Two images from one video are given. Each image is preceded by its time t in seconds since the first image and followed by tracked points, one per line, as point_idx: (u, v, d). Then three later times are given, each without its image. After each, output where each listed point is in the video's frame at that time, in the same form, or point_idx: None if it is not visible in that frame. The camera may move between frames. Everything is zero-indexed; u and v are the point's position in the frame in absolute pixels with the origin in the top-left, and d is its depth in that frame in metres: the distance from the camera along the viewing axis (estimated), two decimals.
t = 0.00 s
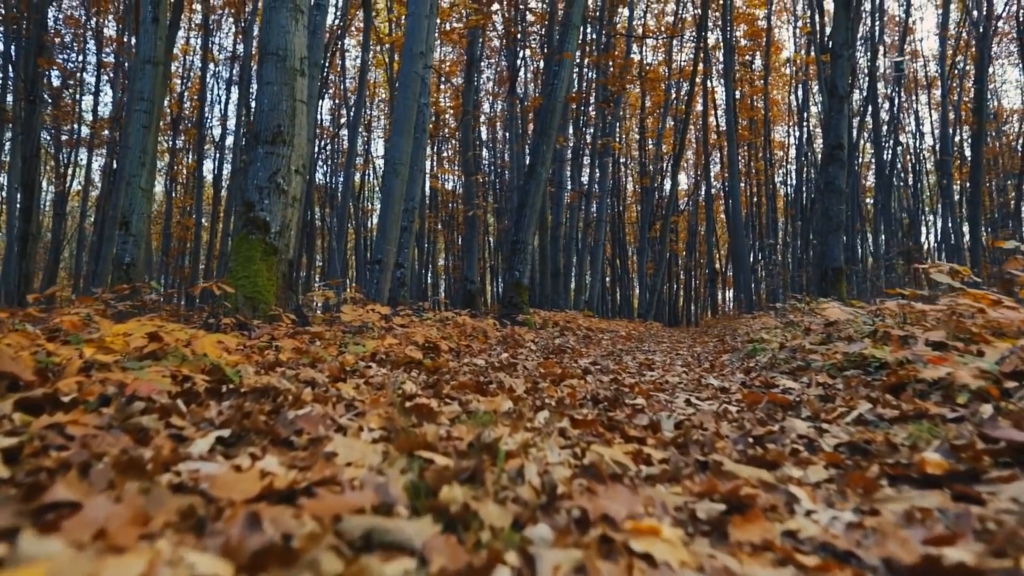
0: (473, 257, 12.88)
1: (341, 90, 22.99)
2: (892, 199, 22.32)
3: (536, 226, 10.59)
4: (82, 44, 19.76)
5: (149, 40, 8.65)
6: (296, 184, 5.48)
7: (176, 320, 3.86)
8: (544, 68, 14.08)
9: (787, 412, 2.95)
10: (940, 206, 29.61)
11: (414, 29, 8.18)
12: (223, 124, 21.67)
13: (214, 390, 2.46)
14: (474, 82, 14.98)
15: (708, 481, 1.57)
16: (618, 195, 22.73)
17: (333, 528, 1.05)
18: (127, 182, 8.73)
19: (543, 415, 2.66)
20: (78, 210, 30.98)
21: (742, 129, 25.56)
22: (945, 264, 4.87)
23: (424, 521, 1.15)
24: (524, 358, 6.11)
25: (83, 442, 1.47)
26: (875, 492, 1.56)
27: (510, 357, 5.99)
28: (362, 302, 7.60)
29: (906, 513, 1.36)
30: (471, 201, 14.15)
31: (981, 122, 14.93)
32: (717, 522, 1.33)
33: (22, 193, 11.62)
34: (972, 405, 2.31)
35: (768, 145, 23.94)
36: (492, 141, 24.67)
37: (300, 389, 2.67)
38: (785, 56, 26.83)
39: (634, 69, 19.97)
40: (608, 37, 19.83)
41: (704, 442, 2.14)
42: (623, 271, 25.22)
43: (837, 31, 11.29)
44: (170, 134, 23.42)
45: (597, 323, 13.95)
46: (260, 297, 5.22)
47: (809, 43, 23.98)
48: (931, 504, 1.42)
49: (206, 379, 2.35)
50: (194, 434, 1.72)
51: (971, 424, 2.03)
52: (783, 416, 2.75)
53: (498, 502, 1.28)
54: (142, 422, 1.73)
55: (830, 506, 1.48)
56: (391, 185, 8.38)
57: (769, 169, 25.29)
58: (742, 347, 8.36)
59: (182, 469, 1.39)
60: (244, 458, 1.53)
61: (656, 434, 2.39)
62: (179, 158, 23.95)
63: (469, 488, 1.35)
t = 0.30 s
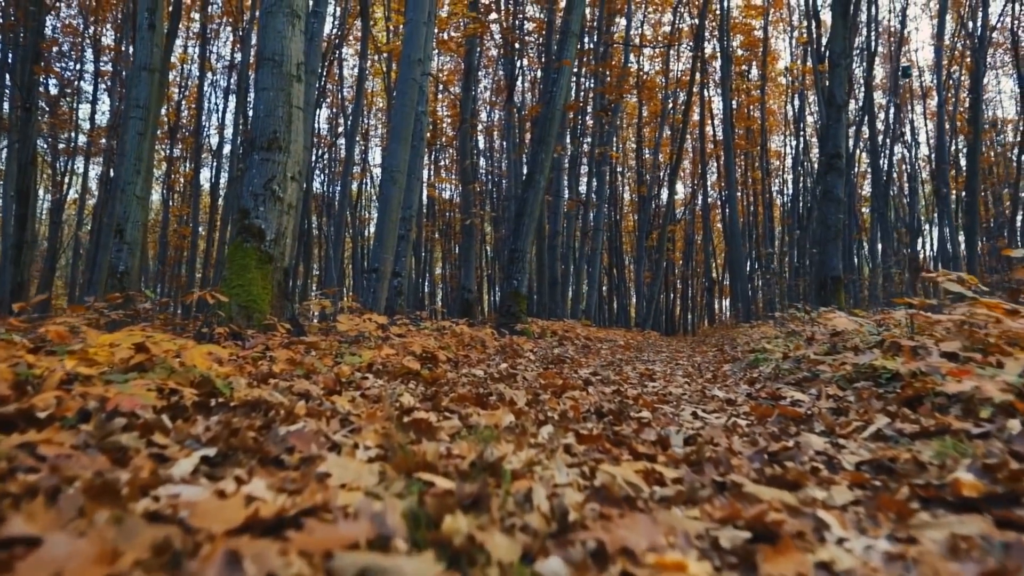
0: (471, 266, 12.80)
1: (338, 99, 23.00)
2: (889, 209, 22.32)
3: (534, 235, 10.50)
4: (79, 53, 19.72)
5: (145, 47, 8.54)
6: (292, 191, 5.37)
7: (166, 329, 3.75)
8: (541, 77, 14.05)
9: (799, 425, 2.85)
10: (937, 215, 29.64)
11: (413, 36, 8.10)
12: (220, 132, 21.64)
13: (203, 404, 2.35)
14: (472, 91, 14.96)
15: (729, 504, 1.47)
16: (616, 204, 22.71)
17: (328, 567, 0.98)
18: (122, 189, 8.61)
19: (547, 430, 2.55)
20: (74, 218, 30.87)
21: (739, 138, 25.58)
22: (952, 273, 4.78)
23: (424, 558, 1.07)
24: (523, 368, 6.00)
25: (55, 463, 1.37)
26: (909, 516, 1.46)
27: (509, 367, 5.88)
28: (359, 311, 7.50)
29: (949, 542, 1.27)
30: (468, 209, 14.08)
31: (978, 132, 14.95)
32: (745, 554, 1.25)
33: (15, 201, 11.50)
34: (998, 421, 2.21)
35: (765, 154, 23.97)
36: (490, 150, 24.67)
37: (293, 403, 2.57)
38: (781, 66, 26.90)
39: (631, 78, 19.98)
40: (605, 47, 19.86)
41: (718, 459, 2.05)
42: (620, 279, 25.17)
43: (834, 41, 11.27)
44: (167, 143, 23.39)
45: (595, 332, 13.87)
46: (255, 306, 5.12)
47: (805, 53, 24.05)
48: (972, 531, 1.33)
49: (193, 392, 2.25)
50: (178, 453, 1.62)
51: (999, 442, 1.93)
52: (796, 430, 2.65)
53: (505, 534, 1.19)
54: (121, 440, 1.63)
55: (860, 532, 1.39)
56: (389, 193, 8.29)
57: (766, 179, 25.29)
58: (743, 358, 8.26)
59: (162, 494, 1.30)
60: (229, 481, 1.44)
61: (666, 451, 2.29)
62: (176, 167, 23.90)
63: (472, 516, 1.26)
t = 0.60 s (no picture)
0: (467, 276, 12.72)
1: (335, 109, 23.00)
2: (884, 219, 22.32)
3: (532, 245, 10.42)
4: (75, 62, 19.65)
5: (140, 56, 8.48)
6: (287, 201, 5.26)
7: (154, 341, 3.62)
8: (538, 88, 14.05)
9: (811, 442, 2.74)
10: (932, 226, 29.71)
11: (410, 45, 8.02)
12: (217, 142, 21.61)
13: (189, 421, 2.23)
14: (468, 100, 14.94)
15: (755, 535, 1.38)
16: (612, 214, 22.69)
17: None
18: (115, 198, 8.48)
19: (550, 448, 2.44)
20: (69, 228, 30.75)
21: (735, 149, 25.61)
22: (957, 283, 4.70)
23: None
24: (522, 380, 5.89)
25: (22, 490, 1.26)
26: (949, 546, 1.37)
27: (507, 379, 5.77)
28: (355, 322, 7.39)
29: None
30: (465, 219, 14.01)
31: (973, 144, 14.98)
32: None
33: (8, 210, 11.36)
34: None
35: (760, 165, 24.01)
36: (486, 161, 24.67)
37: (284, 419, 2.45)
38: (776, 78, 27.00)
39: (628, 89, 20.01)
40: (601, 58, 19.92)
41: (735, 480, 1.94)
42: (617, 290, 25.12)
43: (829, 52, 11.28)
44: (163, 152, 23.34)
45: (592, 343, 13.79)
46: (248, 317, 5.00)
47: (801, 64, 24.12)
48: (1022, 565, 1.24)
49: (178, 409, 2.14)
50: (157, 477, 1.51)
51: None
52: (811, 446, 2.54)
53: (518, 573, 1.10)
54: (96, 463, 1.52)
55: (898, 564, 1.29)
56: (384, 203, 8.20)
57: (763, 189, 25.28)
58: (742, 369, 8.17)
59: (136, 525, 1.20)
60: (213, 511, 1.33)
61: (677, 471, 2.18)
62: (172, 177, 23.84)
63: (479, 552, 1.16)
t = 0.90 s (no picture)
0: (464, 287, 12.62)
1: (331, 121, 23.00)
2: (881, 231, 22.32)
3: (529, 256, 10.32)
4: (71, 74, 19.60)
5: (135, 65, 8.40)
6: (281, 211, 5.15)
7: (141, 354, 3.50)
8: (534, 99, 14.03)
9: (826, 461, 2.63)
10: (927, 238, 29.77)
11: (407, 54, 7.92)
12: (212, 154, 21.55)
13: (172, 441, 2.11)
14: (464, 113, 14.94)
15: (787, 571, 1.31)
16: (609, 226, 22.67)
17: None
18: (107, 209, 8.34)
19: (553, 467, 2.34)
20: (64, 240, 30.61)
21: (731, 161, 25.63)
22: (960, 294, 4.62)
23: None
24: (521, 394, 5.76)
25: None
26: None
27: (506, 393, 5.65)
28: (350, 334, 7.28)
29: None
30: (461, 231, 13.93)
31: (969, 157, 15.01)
32: None
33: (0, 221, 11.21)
34: None
35: (756, 177, 24.06)
36: (482, 173, 24.67)
37: (272, 438, 2.33)
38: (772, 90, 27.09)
39: (624, 101, 20.02)
40: (597, 71, 19.95)
41: (750, 505, 1.84)
42: (613, 302, 25.06)
43: (825, 65, 11.27)
44: (158, 164, 23.27)
45: (590, 355, 13.71)
46: (240, 329, 4.89)
47: (796, 78, 24.20)
48: None
49: (161, 427, 2.03)
50: (132, 506, 1.41)
51: None
52: (826, 466, 2.44)
53: None
54: (66, 491, 1.41)
55: None
56: (381, 214, 8.10)
57: (759, 201, 25.28)
58: (743, 383, 8.06)
59: (105, 564, 1.12)
60: (189, 548, 1.24)
61: (687, 492, 2.08)
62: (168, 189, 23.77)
63: None
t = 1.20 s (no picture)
0: (460, 300, 12.51)
1: (327, 134, 22.97)
2: (877, 245, 22.31)
3: (526, 269, 10.21)
4: (66, 86, 19.49)
5: (129, 76, 8.29)
6: (274, 222, 5.04)
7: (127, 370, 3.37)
8: (530, 112, 14.00)
9: (844, 481, 2.52)
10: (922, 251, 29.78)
11: (403, 65, 7.82)
12: (207, 166, 21.47)
13: (154, 462, 2.00)
14: (461, 126, 14.91)
15: None
16: (605, 239, 22.62)
17: None
18: (98, 220, 8.19)
19: (557, 489, 2.22)
20: (57, 251, 30.43)
21: (726, 174, 25.65)
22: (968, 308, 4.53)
23: None
24: (519, 409, 5.64)
25: None
26: None
27: (504, 409, 5.52)
28: (345, 348, 7.17)
29: None
30: (457, 244, 13.84)
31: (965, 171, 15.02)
32: None
33: None
34: None
35: (752, 190, 24.09)
36: (478, 186, 24.65)
37: (260, 459, 2.21)
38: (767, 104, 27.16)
39: (620, 114, 20.04)
40: (593, 85, 19.96)
41: (771, 533, 1.74)
42: (610, 315, 24.98)
43: (821, 79, 11.26)
44: (153, 177, 23.17)
45: (587, 368, 13.60)
46: (232, 343, 4.77)
47: (791, 92, 24.29)
48: None
49: (141, 448, 1.91)
50: (102, 540, 1.30)
51: None
52: (842, 487, 2.33)
53: None
54: (30, 522, 1.30)
55: None
56: (376, 226, 8.01)
57: (755, 215, 25.26)
58: (744, 397, 7.94)
59: None
60: None
61: (701, 518, 1.96)
62: (162, 202, 23.66)
63: None
